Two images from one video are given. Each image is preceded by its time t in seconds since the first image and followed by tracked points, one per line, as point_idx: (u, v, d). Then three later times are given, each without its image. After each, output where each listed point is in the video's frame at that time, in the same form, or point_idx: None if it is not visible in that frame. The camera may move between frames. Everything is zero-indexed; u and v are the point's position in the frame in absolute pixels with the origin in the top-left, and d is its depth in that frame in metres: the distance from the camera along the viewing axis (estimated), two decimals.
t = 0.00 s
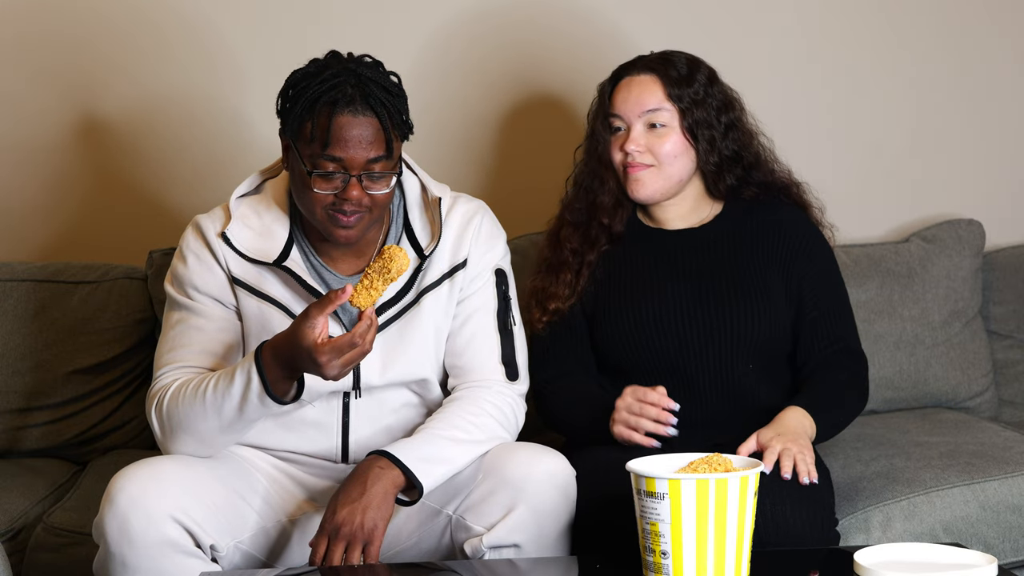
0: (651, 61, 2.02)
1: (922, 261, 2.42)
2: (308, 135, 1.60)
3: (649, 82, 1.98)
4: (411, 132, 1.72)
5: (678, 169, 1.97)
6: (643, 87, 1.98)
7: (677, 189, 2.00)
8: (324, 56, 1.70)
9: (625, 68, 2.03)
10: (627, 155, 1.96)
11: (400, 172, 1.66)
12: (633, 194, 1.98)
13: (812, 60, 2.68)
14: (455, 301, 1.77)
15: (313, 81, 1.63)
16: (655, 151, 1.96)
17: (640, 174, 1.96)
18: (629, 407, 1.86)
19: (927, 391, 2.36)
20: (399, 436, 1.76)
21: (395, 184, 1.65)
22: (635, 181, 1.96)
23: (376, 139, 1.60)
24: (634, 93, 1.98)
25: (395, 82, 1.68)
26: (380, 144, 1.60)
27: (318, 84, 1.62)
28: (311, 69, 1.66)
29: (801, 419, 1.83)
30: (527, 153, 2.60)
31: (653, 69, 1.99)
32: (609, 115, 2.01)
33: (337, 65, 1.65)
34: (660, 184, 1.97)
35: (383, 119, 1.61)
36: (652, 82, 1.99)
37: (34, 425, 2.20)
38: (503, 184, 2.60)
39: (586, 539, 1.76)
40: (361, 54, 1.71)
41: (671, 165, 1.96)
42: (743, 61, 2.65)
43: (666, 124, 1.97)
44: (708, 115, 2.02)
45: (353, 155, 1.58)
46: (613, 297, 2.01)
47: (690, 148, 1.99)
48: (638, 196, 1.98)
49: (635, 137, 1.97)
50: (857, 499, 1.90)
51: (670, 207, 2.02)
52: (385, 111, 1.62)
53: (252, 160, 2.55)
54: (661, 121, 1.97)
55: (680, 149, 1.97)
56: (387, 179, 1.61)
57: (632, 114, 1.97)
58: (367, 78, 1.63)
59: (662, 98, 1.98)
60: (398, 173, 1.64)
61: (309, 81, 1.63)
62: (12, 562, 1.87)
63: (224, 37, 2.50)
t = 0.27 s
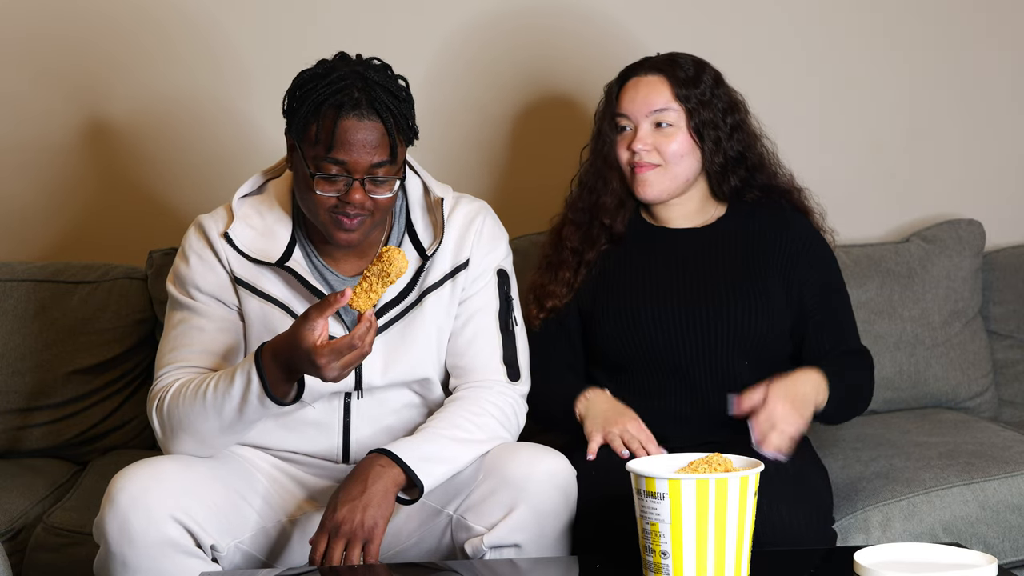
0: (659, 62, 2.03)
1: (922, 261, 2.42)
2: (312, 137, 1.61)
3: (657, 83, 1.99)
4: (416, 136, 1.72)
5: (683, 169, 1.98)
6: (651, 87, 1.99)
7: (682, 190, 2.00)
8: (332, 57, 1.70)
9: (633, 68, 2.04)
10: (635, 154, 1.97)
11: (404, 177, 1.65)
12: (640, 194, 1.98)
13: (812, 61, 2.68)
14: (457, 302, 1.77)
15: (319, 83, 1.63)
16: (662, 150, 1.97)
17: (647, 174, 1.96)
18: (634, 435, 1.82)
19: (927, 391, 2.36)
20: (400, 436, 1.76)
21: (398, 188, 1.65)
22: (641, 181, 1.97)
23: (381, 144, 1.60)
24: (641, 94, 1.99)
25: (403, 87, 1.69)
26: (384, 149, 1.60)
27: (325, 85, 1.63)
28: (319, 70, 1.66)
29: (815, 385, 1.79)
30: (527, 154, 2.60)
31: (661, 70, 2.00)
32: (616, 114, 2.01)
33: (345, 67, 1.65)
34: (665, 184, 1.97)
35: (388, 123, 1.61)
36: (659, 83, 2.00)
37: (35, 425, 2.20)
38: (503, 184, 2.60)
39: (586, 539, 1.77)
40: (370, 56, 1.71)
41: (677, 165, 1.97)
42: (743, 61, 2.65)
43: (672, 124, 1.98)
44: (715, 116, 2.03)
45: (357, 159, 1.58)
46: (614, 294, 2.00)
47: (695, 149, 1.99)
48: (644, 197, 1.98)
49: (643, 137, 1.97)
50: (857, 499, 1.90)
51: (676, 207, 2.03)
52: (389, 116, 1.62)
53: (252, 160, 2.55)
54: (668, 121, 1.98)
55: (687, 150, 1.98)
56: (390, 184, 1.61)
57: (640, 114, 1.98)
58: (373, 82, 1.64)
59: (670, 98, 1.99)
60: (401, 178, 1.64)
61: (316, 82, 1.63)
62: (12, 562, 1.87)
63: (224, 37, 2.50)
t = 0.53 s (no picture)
0: (666, 64, 2.03)
1: (922, 261, 2.42)
2: (316, 140, 1.60)
3: (665, 85, 1.99)
4: (419, 135, 1.72)
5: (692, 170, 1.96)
6: (660, 89, 1.99)
7: (691, 193, 1.99)
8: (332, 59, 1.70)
9: (641, 71, 2.04)
10: (643, 155, 1.94)
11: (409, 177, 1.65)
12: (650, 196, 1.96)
13: (812, 61, 2.68)
14: (458, 302, 1.77)
15: (321, 86, 1.63)
16: (671, 151, 1.95)
17: (656, 176, 1.95)
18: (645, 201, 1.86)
19: (927, 392, 2.37)
20: (401, 436, 1.76)
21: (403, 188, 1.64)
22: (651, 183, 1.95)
23: (386, 145, 1.59)
24: (650, 96, 1.98)
25: (403, 87, 1.69)
26: (389, 149, 1.60)
27: (328, 88, 1.63)
28: (319, 74, 1.66)
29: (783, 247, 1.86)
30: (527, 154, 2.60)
31: (669, 72, 2.01)
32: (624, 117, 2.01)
33: (345, 70, 1.65)
34: (676, 186, 1.97)
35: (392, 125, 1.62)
36: (668, 84, 2.00)
37: (35, 425, 2.20)
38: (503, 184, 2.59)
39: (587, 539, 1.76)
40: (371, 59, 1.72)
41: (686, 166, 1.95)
42: (743, 62, 2.65)
43: (682, 125, 1.98)
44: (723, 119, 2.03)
45: (362, 160, 1.58)
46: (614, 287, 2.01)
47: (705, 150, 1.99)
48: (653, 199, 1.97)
49: (651, 138, 1.96)
50: (857, 499, 1.90)
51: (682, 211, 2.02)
52: (392, 116, 1.62)
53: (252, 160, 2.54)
54: (677, 122, 1.97)
55: (696, 151, 1.96)
56: (395, 183, 1.60)
57: (649, 116, 1.97)
58: (375, 83, 1.64)
59: (678, 100, 1.98)
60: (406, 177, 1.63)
61: (318, 85, 1.63)
62: (12, 562, 1.87)
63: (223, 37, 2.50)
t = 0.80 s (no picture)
0: (676, 63, 2.05)
1: (922, 261, 2.42)
2: (326, 172, 1.59)
3: (678, 82, 2.01)
4: (419, 139, 1.71)
5: (709, 165, 2.01)
6: (673, 87, 2.01)
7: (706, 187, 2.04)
8: (306, 90, 1.68)
9: (651, 70, 2.05)
10: (660, 152, 1.99)
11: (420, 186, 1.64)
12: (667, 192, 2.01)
13: (813, 61, 2.68)
14: (458, 304, 1.77)
15: (315, 118, 1.62)
16: (688, 148, 1.99)
17: (673, 174, 2.00)
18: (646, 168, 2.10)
19: (927, 392, 2.37)
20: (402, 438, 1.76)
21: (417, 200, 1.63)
22: (669, 179, 2.00)
23: (393, 159, 1.59)
24: (664, 94, 2.00)
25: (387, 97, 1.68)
26: (398, 162, 1.59)
27: (322, 121, 1.61)
28: (304, 107, 1.64)
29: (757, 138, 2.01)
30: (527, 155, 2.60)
31: (680, 70, 2.03)
32: (636, 114, 2.03)
33: (331, 95, 1.64)
34: (693, 182, 2.00)
35: (393, 138, 1.61)
36: (680, 81, 2.02)
37: (34, 425, 2.20)
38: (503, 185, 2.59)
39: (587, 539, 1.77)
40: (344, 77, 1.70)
41: (703, 161, 2.00)
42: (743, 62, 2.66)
43: (697, 121, 2.00)
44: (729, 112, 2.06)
45: (377, 179, 1.57)
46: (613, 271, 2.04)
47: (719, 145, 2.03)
48: (670, 195, 2.02)
49: (667, 135, 1.99)
50: (857, 499, 1.89)
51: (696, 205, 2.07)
52: (392, 132, 1.62)
53: (252, 160, 2.54)
54: (692, 118, 1.99)
55: (711, 146, 2.00)
56: (410, 196, 1.60)
57: (664, 113, 1.99)
58: (364, 99, 1.63)
59: (693, 96, 2.00)
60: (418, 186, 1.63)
61: (310, 118, 1.62)
62: (12, 562, 1.87)
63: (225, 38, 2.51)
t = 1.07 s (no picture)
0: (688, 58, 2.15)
1: (922, 261, 2.42)
2: (332, 187, 1.57)
3: (687, 71, 2.09)
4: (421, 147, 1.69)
5: (711, 151, 2.05)
6: (682, 75, 2.09)
7: (709, 174, 2.07)
8: (305, 101, 1.66)
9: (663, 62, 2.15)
10: (664, 135, 2.05)
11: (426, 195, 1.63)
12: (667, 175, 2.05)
13: (813, 61, 2.68)
14: (459, 307, 1.77)
15: (317, 133, 1.60)
16: (690, 132, 2.04)
17: (675, 156, 2.04)
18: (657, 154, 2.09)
19: (927, 392, 2.37)
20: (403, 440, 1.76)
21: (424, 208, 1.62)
22: (669, 161, 2.04)
23: (399, 170, 1.58)
24: (671, 82, 2.09)
25: (385, 103, 1.66)
26: (403, 173, 1.58)
27: (325, 135, 1.59)
28: (306, 120, 1.63)
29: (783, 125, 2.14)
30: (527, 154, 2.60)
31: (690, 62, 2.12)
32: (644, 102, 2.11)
33: (330, 107, 1.62)
34: (693, 165, 2.04)
35: (399, 149, 1.60)
36: (689, 70, 2.10)
37: (33, 425, 2.20)
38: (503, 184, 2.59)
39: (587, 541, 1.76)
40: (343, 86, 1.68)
41: (705, 146, 2.04)
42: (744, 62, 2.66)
43: (702, 107, 2.06)
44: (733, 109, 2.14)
45: (383, 193, 1.56)
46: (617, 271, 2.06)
47: (723, 131, 2.07)
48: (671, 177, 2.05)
49: (671, 119, 2.06)
50: (857, 499, 1.90)
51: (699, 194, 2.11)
52: (396, 142, 1.60)
53: (252, 160, 2.54)
54: (696, 104, 2.06)
55: (714, 132, 2.05)
56: (415, 207, 1.59)
57: (669, 99, 2.07)
58: (365, 110, 1.62)
59: (699, 82, 2.08)
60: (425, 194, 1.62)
61: (313, 133, 1.60)
62: (12, 562, 1.87)
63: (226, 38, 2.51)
